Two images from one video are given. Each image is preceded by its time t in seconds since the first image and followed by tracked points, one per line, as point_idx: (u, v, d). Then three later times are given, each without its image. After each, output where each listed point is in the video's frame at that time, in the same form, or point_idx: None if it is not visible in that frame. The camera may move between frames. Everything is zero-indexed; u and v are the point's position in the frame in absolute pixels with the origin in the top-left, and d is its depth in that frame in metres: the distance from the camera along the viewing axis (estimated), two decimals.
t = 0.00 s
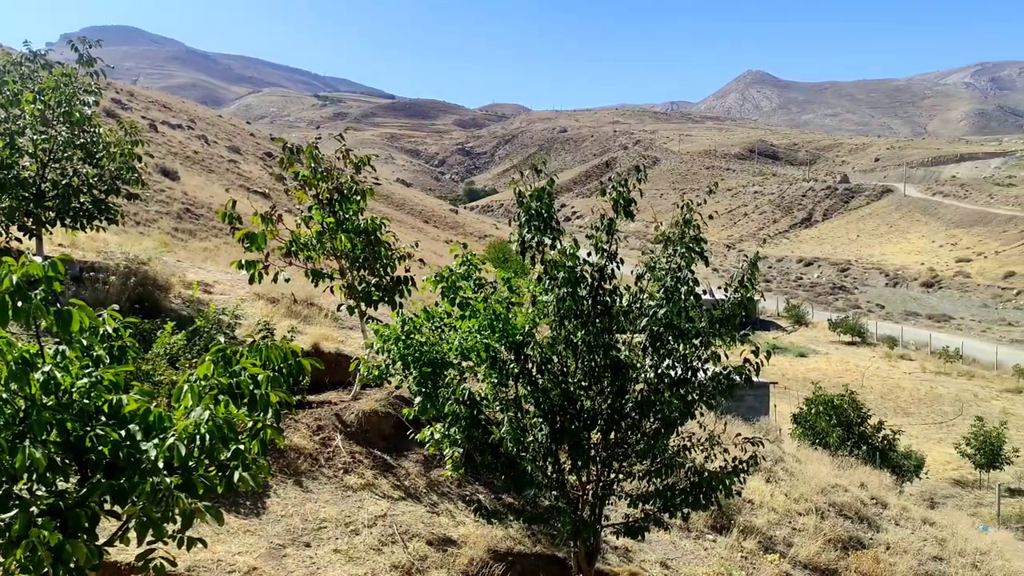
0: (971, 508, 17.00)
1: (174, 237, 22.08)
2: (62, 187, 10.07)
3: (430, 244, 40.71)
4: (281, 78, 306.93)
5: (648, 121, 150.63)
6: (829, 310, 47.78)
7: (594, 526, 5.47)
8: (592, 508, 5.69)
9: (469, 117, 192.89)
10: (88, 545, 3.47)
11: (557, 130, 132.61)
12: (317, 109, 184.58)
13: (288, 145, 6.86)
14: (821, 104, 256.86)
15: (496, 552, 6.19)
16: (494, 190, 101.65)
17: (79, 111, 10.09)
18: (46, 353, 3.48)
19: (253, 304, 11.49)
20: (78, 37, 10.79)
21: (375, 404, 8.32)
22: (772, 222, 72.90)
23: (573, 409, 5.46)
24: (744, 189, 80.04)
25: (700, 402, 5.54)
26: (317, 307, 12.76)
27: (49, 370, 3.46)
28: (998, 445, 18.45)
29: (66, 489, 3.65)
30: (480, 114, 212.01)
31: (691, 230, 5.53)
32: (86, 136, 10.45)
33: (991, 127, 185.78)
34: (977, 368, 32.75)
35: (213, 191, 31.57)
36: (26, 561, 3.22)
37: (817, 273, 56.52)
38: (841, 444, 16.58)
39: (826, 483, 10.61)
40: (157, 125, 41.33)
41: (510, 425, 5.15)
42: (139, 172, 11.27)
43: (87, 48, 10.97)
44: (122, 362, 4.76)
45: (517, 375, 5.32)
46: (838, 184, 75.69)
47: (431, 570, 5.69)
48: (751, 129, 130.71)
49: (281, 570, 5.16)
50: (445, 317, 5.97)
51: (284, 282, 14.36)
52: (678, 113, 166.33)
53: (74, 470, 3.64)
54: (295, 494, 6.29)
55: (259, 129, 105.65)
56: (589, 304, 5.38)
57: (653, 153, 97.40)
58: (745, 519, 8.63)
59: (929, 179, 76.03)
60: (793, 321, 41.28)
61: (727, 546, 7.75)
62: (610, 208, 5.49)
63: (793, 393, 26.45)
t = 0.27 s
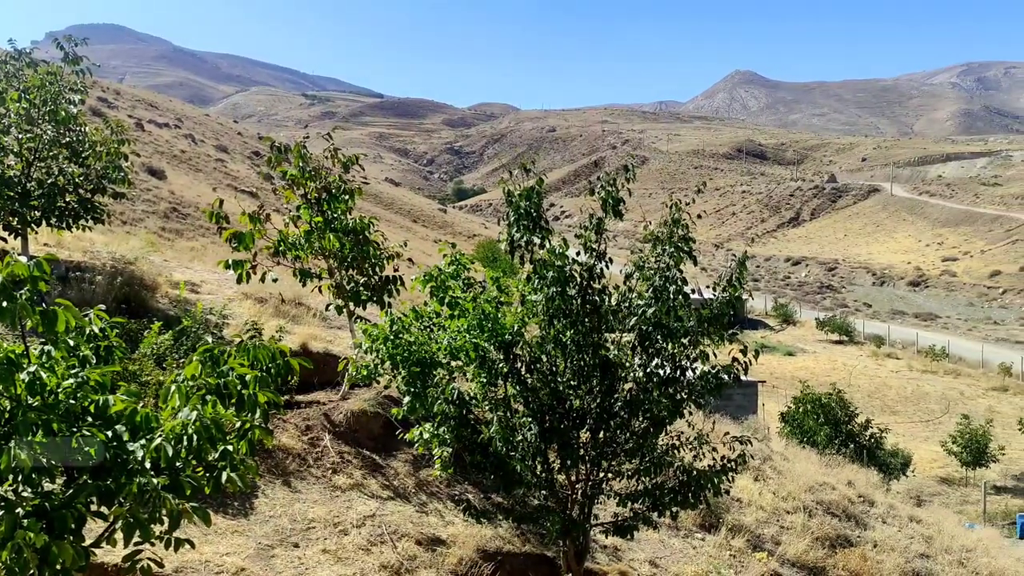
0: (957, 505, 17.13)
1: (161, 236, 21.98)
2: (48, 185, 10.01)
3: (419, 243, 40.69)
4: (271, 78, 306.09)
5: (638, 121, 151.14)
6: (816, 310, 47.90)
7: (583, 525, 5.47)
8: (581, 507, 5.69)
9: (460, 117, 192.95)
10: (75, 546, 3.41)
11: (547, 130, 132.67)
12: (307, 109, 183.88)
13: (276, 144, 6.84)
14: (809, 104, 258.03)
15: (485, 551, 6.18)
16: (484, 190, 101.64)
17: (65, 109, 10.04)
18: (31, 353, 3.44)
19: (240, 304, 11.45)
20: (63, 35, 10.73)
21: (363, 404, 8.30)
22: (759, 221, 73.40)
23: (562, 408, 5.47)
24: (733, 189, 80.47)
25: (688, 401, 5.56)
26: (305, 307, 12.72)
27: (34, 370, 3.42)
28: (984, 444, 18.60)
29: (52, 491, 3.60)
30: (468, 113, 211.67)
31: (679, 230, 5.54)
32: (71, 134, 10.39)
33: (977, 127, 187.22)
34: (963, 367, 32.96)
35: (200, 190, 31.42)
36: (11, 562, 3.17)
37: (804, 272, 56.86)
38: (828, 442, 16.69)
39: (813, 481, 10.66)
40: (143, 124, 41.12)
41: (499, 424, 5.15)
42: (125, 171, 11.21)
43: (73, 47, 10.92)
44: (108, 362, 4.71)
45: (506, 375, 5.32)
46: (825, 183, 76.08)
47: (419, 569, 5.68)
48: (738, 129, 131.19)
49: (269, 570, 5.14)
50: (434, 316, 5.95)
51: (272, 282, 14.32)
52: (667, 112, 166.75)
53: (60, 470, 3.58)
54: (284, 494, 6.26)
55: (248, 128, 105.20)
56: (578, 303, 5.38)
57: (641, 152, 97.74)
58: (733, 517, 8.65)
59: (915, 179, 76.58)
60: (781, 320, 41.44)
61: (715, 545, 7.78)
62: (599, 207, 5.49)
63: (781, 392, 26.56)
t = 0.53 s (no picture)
0: (942, 502, 17.29)
1: (147, 236, 21.85)
2: (31, 184, 9.91)
3: (406, 243, 40.61)
4: (259, 78, 304.90)
5: (626, 120, 151.73)
6: (803, 309, 48.09)
7: (571, 525, 5.47)
8: (568, 506, 5.69)
9: (449, 116, 192.95)
10: (59, 548, 3.36)
11: (535, 129, 132.76)
12: (296, 108, 183.20)
13: (262, 143, 6.81)
14: (794, 104, 259.45)
15: (473, 551, 6.16)
16: (472, 189, 101.57)
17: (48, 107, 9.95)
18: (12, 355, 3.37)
19: (227, 304, 11.40)
20: (47, 33, 10.66)
21: (351, 404, 8.28)
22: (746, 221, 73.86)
23: (550, 407, 5.47)
24: (719, 188, 81.30)
25: (676, 400, 5.57)
26: (292, 307, 12.69)
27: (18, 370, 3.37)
28: (969, 441, 18.78)
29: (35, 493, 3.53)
30: (456, 112, 211.37)
31: (667, 229, 5.56)
32: (55, 133, 10.31)
33: (961, 127, 188.90)
34: (947, 365, 33.24)
35: (186, 189, 31.27)
36: None
37: (790, 271, 57.24)
38: (814, 440, 16.80)
39: (800, 479, 10.71)
40: (128, 122, 40.83)
41: (487, 424, 5.15)
42: (110, 170, 11.12)
43: (57, 45, 10.86)
44: (93, 363, 4.64)
45: (494, 374, 5.31)
46: (811, 183, 76.54)
47: (406, 570, 5.66)
48: (725, 128, 131.73)
49: (256, 571, 5.12)
50: (422, 316, 5.91)
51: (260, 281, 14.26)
52: (655, 112, 167.20)
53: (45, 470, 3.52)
54: (270, 495, 6.24)
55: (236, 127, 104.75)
56: (565, 302, 5.40)
57: (628, 152, 98.21)
58: (721, 515, 8.68)
59: (900, 179, 77.26)
60: (767, 319, 41.66)
61: (702, 543, 7.81)
62: (587, 206, 5.51)
63: (768, 391, 26.70)
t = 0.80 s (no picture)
0: (924, 499, 17.41)
1: (129, 235, 21.69)
2: (12, 184, 9.82)
3: (391, 242, 40.53)
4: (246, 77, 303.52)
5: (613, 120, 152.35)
6: (788, 308, 48.24)
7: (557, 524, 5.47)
8: (554, 505, 5.69)
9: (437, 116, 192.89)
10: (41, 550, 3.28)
11: (522, 129, 132.72)
12: (283, 107, 182.41)
13: (246, 142, 6.78)
14: (778, 104, 260.92)
15: (459, 551, 6.15)
16: (460, 189, 101.50)
17: (29, 107, 9.85)
18: None
19: (210, 304, 11.34)
20: (27, 31, 10.56)
21: (336, 404, 8.26)
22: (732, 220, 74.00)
23: (536, 406, 5.47)
24: (704, 188, 82.18)
25: (660, 399, 5.60)
26: (276, 306, 12.64)
27: None
28: (951, 439, 18.93)
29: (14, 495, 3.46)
30: (443, 112, 210.99)
31: (652, 228, 5.57)
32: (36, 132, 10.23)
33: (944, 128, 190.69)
34: (930, 363, 33.49)
35: (169, 189, 31.06)
36: None
37: (775, 271, 57.61)
38: (798, 438, 16.88)
39: (784, 477, 10.77)
40: (110, 121, 40.54)
41: (472, 423, 5.15)
42: (92, 169, 11.05)
43: (38, 43, 10.76)
44: (74, 364, 4.57)
45: (480, 374, 5.31)
46: (796, 183, 76.95)
47: (391, 570, 5.65)
48: (711, 128, 132.22)
49: (241, 572, 5.10)
50: (406, 315, 5.88)
51: (244, 281, 14.19)
52: (641, 111, 167.54)
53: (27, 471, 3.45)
54: (254, 495, 6.22)
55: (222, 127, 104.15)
56: (551, 301, 5.40)
57: (614, 151, 98.70)
58: (706, 513, 8.70)
59: (883, 178, 77.95)
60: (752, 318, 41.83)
61: (688, 541, 7.84)
62: (572, 206, 5.51)
63: (753, 389, 26.82)
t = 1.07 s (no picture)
0: (905, 497, 17.59)
1: (109, 234, 21.50)
2: None
3: (375, 241, 40.42)
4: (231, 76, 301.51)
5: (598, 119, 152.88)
6: (771, 306, 48.50)
7: (542, 523, 5.47)
8: (539, 505, 5.70)
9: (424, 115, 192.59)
10: (22, 554, 3.20)
11: (507, 129, 132.85)
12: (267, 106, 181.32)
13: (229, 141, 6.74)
14: (762, 104, 262.66)
15: (444, 551, 6.14)
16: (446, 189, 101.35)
17: (8, 105, 9.74)
18: None
19: (192, 304, 11.25)
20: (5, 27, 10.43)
21: (319, 404, 8.21)
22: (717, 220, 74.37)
23: (520, 406, 5.46)
24: (688, 187, 82.72)
25: (646, 398, 5.61)
26: (259, 306, 12.56)
27: None
28: (932, 436, 19.11)
29: None
30: (427, 111, 210.64)
31: (637, 228, 5.58)
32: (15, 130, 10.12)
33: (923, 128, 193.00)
34: (911, 362, 33.82)
35: (150, 188, 30.82)
36: None
37: (759, 270, 57.98)
38: (781, 437, 16.97)
39: (767, 475, 10.82)
40: (90, 120, 40.15)
41: (457, 423, 5.14)
42: (72, 168, 10.92)
43: (17, 40, 10.63)
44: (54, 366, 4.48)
45: (464, 373, 5.31)
46: (779, 182, 77.54)
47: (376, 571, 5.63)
48: (694, 128, 132.98)
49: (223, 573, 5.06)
50: (391, 315, 5.85)
51: (226, 281, 14.09)
52: (626, 111, 168.18)
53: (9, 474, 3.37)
54: (237, 496, 6.18)
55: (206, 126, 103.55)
56: (536, 301, 5.40)
57: (598, 151, 99.05)
58: (690, 512, 8.73)
59: (864, 178, 78.74)
60: (735, 317, 42.05)
61: (672, 539, 7.86)
62: (557, 205, 5.52)
63: (736, 388, 26.97)
